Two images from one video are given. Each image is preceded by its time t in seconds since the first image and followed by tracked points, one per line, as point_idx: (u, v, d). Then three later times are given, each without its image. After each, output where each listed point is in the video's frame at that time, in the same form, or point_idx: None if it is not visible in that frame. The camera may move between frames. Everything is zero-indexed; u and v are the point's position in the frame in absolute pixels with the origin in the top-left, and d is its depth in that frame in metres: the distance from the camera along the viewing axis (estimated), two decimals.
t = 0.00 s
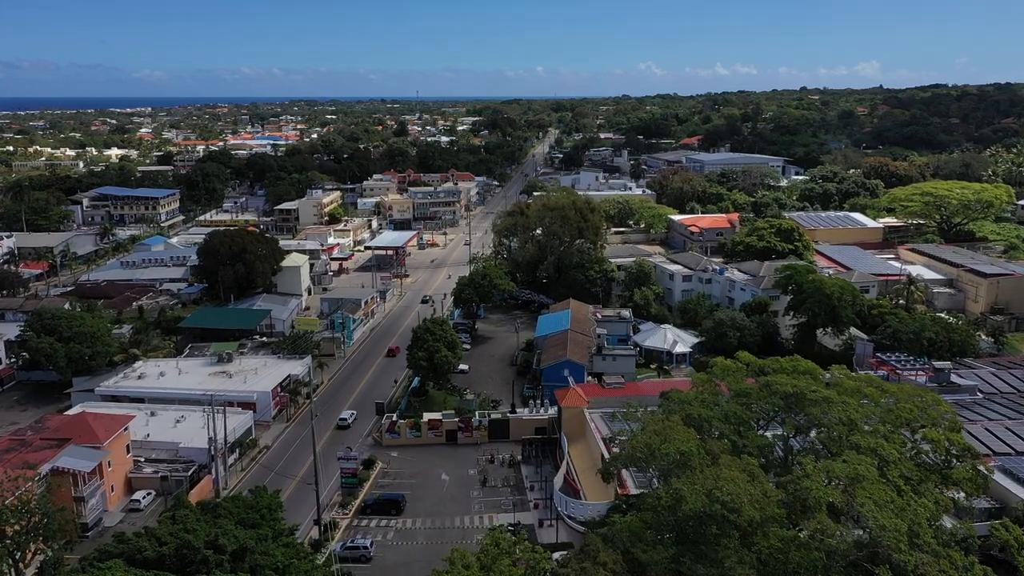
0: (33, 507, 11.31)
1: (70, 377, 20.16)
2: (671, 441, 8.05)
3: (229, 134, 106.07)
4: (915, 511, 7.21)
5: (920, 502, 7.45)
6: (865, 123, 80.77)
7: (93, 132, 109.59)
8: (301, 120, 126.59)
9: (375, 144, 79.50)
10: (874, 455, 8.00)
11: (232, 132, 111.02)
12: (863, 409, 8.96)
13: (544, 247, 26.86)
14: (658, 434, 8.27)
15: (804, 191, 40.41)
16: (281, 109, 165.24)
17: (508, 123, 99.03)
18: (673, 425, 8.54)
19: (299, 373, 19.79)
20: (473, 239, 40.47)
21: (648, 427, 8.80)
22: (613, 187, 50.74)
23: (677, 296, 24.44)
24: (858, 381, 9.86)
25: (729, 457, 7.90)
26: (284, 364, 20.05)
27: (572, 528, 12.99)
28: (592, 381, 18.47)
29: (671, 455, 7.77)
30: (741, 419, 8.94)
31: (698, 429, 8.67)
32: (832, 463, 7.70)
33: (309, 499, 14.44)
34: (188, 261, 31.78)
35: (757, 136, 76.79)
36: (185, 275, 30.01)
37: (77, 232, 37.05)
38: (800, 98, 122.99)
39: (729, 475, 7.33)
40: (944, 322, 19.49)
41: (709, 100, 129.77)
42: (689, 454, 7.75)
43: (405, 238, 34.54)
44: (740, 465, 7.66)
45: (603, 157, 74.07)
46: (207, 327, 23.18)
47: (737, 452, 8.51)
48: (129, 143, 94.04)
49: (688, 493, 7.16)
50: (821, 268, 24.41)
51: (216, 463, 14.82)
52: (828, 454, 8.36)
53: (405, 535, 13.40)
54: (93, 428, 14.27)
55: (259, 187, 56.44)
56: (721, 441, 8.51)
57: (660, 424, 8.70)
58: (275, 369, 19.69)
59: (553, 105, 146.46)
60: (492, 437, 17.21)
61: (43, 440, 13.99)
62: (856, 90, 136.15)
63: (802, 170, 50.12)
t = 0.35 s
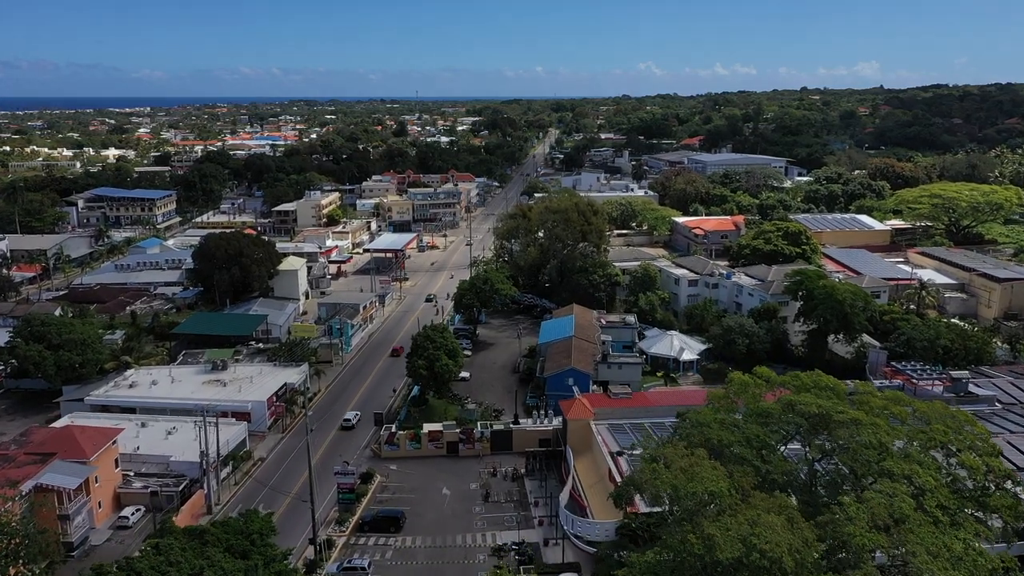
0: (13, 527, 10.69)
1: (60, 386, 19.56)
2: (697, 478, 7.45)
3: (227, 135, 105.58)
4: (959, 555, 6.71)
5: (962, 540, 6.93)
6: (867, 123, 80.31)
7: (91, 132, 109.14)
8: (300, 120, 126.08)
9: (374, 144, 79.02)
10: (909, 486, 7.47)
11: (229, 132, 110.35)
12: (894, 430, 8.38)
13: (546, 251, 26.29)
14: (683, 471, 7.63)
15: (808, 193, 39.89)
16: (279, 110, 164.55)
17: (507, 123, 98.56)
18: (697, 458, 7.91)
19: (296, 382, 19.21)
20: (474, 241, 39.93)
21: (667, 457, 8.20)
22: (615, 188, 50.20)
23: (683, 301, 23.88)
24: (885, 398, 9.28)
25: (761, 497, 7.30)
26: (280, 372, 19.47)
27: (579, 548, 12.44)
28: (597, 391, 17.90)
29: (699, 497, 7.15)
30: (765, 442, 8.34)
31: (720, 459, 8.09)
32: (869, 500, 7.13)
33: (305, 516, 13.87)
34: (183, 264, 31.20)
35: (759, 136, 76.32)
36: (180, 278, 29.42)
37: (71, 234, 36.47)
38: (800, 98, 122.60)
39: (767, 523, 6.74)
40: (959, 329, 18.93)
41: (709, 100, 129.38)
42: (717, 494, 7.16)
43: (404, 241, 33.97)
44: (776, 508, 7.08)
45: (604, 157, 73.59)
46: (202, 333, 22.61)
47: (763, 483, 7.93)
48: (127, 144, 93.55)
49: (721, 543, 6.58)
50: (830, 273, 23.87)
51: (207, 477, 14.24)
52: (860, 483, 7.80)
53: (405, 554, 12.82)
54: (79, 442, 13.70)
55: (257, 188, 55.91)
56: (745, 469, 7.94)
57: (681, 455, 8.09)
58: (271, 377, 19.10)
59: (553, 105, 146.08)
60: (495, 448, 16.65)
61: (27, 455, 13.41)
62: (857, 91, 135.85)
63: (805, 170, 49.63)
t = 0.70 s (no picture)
0: None
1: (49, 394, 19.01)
2: (728, 521, 6.79)
3: (226, 135, 105.02)
4: None
5: None
6: (868, 123, 79.79)
7: (89, 132, 108.55)
8: (299, 120, 125.55)
9: (373, 144, 78.51)
10: (950, 517, 6.93)
11: (227, 132, 109.77)
12: (926, 453, 7.84)
13: (549, 254, 25.74)
14: (714, 514, 6.95)
15: (813, 194, 39.35)
16: (277, 109, 163.97)
17: (507, 123, 97.97)
18: (724, 497, 7.26)
19: (291, 391, 18.64)
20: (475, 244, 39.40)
21: (691, 492, 7.57)
22: (617, 189, 49.63)
23: (688, 306, 23.34)
24: (912, 417, 8.75)
25: (799, 540, 6.68)
26: (276, 380, 18.91)
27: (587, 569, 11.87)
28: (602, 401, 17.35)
29: (733, 545, 6.48)
30: (792, 469, 7.75)
31: (747, 491, 7.48)
32: (913, 539, 6.55)
33: (299, 535, 13.30)
34: (179, 267, 30.66)
35: (760, 136, 75.85)
36: (176, 282, 28.89)
37: (66, 236, 35.91)
38: (801, 98, 122.09)
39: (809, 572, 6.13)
40: (976, 337, 18.40)
41: (710, 100, 128.86)
42: (751, 539, 6.51)
43: (403, 243, 33.39)
44: (813, 551, 6.46)
45: (605, 157, 73.06)
46: (196, 339, 22.04)
47: (795, 517, 7.34)
48: (125, 144, 92.99)
49: None
50: (840, 277, 23.35)
51: (198, 492, 13.64)
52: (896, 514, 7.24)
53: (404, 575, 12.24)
54: (64, 457, 13.15)
55: (254, 188, 55.35)
56: (773, 500, 7.33)
57: (706, 492, 7.46)
58: (265, 386, 18.52)
59: (552, 105, 145.61)
60: (497, 461, 16.10)
61: (9, 471, 12.86)
62: (857, 91, 135.33)
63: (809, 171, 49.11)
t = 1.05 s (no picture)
0: None
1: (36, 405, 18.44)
2: (758, 571, 6.19)
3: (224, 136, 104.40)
4: None
5: None
6: (870, 125, 79.30)
7: (86, 133, 107.96)
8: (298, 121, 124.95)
9: (372, 146, 77.92)
10: (994, 558, 6.38)
11: (225, 133, 109.15)
12: (961, 483, 7.29)
13: (550, 259, 25.20)
14: (742, 561, 6.35)
15: (817, 198, 38.82)
16: (275, 110, 163.22)
17: (507, 125, 97.43)
18: (752, 541, 6.66)
19: (285, 401, 18.09)
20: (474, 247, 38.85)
21: (712, 531, 6.99)
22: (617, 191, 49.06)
23: (693, 312, 22.81)
24: (943, 441, 8.21)
25: None
26: (269, 390, 18.36)
27: None
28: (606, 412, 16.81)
29: None
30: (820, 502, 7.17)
31: (774, 529, 6.88)
32: None
33: (292, 558, 12.73)
34: (173, 272, 30.09)
35: (761, 138, 75.36)
36: (169, 287, 28.33)
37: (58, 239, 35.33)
38: (802, 100, 121.65)
39: None
40: (990, 345, 17.89)
41: (709, 101, 128.38)
42: None
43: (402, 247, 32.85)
44: None
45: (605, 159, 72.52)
46: (189, 348, 21.46)
47: (825, 559, 6.76)
48: (123, 145, 92.40)
49: None
50: (848, 283, 22.82)
51: (187, 511, 13.07)
52: (935, 554, 6.69)
53: None
54: (46, 475, 12.58)
55: (251, 190, 54.78)
56: (802, 539, 6.75)
57: (728, 531, 6.88)
58: (258, 396, 17.96)
59: (551, 106, 145.05)
60: (498, 475, 15.57)
61: None
62: (857, 92, 134.80)
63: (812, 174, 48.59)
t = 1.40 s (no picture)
0: None
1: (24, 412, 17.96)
2: None
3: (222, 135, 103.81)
4: None
5: None
6: (871, 124, 78.78)
7: (84, 132, 107.36)
8: (296, 120, 124.38)
9: (370, 145, 77.36)
10: None
11: (223, 132, 108.58)
12: (994, 510, 6.82)
13: (551, 261, 24.68)
14: None
15: (820, 199, 38.30)
16: (274, 109, 162.78)
17: (506, 125, 96.93)
18: None
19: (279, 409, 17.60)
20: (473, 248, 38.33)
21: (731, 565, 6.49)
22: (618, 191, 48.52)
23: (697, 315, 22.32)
24: (971, 462, 7.74)
25: None
26: (263, 397, 17.87)
27: None
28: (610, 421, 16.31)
29: None
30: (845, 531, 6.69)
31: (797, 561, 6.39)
32: None
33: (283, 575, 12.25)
34: (167, 274, 29.58)
35: (762, 137, 74.92)
36: (163, 289, 27.81)
37: (52, 240, 34.82)
38: (802, 99, 121.12)
39: None
40: (1003, 351, 17.41)
41: (709, 101, 127.83)
42: None
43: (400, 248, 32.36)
44: None
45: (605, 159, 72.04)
46: (181, 353, 20.96)
47: None
48: (120, 144, 91.85)
49: None
50: (855, 286, 22.34)
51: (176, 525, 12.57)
52: None
53: None
54: (29, 489, 12.10)
55: (249, 190, 54.26)
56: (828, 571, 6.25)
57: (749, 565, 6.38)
58: (251, 404, 17.46)
59: (550, 106, 144.37)
60: (498, 487, 15.07)
61: None
62: (858, 91, 134.21)
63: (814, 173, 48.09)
